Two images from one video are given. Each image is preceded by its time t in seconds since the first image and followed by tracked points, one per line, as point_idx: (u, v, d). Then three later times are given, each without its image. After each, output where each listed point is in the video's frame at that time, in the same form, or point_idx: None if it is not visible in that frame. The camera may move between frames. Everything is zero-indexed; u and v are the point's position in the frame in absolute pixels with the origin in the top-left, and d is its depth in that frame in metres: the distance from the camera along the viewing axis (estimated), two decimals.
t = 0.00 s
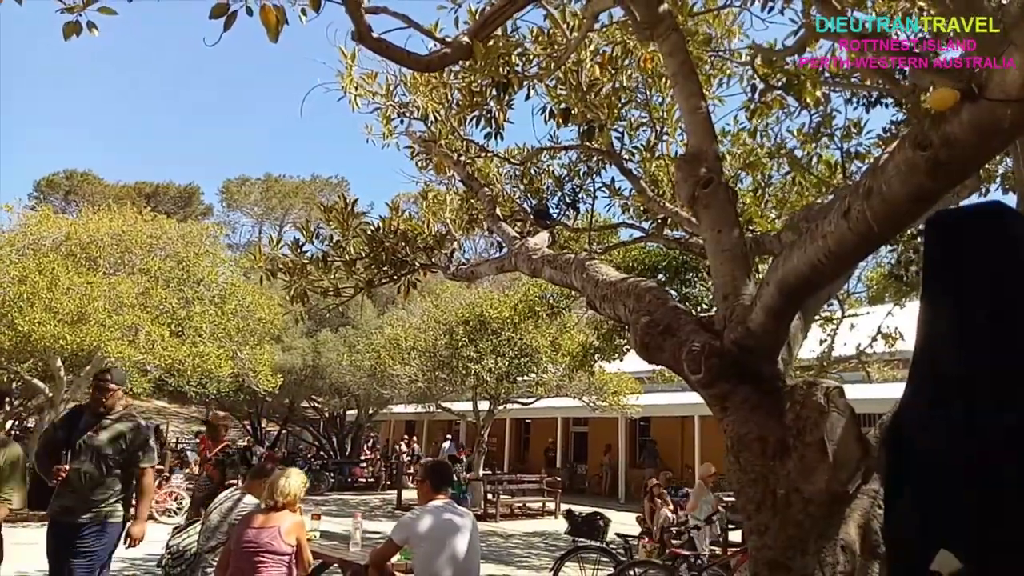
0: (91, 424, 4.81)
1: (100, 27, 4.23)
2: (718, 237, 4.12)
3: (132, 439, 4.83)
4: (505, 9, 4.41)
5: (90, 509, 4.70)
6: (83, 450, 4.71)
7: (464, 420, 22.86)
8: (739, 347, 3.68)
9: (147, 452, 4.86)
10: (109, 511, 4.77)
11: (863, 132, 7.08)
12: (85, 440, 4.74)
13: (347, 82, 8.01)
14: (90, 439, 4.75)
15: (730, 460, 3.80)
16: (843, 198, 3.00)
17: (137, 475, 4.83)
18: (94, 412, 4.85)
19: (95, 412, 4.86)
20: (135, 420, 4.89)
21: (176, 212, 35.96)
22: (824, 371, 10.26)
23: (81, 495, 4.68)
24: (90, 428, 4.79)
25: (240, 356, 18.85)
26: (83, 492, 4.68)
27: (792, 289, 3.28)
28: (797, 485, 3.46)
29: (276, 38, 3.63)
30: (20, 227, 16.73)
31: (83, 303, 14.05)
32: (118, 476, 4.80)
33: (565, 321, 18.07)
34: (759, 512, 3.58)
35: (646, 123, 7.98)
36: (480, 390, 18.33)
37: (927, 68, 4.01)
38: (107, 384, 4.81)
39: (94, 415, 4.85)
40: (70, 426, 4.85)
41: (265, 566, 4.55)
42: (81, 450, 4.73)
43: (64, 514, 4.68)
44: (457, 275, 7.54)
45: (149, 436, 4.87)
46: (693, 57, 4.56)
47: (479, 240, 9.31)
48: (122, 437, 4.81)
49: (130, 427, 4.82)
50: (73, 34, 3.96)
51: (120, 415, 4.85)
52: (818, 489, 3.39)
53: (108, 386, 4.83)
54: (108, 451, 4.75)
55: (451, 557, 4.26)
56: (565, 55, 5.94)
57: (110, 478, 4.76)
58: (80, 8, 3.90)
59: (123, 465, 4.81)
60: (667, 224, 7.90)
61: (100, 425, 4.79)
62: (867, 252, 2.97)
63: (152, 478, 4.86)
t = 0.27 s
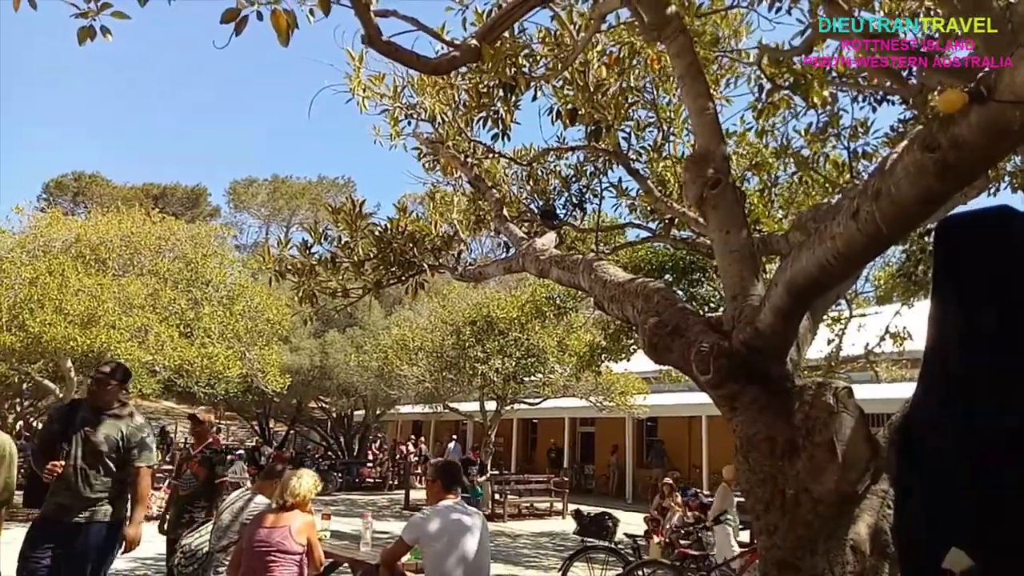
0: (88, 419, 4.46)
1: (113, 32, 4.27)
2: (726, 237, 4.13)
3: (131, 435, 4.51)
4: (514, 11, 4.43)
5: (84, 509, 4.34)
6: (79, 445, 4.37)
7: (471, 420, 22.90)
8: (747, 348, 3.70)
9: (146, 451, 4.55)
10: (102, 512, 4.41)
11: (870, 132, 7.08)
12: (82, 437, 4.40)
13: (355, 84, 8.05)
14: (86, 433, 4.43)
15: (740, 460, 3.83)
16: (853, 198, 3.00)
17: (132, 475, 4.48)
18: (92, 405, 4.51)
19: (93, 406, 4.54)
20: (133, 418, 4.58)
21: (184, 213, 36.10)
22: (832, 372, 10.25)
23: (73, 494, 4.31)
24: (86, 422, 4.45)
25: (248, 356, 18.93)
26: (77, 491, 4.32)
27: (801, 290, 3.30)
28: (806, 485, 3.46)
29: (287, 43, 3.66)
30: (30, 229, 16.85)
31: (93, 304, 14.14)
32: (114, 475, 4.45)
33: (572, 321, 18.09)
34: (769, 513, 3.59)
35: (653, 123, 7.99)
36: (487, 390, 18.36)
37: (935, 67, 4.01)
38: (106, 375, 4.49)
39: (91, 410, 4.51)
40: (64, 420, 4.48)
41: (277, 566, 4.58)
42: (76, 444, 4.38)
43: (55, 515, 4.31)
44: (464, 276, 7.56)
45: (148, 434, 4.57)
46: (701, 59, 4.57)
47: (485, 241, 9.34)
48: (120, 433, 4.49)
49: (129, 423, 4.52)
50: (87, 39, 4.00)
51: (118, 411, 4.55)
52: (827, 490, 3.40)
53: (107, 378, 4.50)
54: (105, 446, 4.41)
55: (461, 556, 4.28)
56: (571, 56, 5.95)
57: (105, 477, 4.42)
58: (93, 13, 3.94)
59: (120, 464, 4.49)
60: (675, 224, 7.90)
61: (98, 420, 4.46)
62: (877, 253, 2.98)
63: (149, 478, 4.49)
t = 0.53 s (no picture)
0: (92, 417, 3.97)
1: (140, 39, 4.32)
2: (747, 238, 4.13)
3: (139, 434, 3.98)
4: (533, 13, 4.44)
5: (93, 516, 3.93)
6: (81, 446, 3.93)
7: (490, 421, 22.94)
8: (769, 348, 3.70)
9: (158, 450, 4.00)
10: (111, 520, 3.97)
11: (891, 129, 7.03)
12: (86, 436, 3.93)
13: (374, 87, 8.10)
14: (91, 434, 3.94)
15: (761, 460, 3.82)
16: (875, 198, 2.99)
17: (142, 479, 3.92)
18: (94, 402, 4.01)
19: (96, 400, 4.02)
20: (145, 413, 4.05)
21: (205, 216, 36.43)
22: (854, 371, 10.19)
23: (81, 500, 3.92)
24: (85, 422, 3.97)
25: (269, 357, 19.08)
26: (84, 494, 3.91)
27: (823, 289, 3.29)
28: (829, 485, 3.48)
29: (310, 48, 3.70)
30: (56, 233, 17.11)
31: (119, 306, 14.34)
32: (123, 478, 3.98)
33: (591, 322, 18.07)
34: (792, 513, 3.60)
35: (672, 123, 7.98)
36: (506, 391, 18.38)
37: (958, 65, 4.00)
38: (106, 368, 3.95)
39: (95, 407, 4.00)
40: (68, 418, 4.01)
41: (303, 565, 4.63)
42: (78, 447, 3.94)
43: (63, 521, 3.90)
44: (484, 277, 7.58)
45: (156, 429, 4.02)
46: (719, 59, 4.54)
47: (503, 242, 9.35)
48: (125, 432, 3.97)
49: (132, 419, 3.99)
50: (115, 46, 4.06)
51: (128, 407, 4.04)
52: (851, 490, 3.41)
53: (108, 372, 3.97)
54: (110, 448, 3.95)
55: (484, 556, 4.31)
56: (590, 57, 5.94)
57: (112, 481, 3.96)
58: (121, 21, 3.99)
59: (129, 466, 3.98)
60: (694, 224, 7.88)
61: (101, 418, 3.95)
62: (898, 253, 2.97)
63: (159, 483, 3.93)
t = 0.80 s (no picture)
0: (99, 417, 4.34)
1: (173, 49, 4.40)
2: (773, 237, 4.11)
3: (142, 434, 4.35)
4: (557, 16, 4.45)
5: (95, 510, 4.22)
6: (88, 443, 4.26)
7: (516, 422, 22.97)
8: (797, 349, 3.67)
9: (162, 451, 4.36)
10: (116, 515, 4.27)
11: (921, 125, 6.95)
12: (95, 439, 4.27)
13: (399, 91, 8.17)
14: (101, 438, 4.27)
15: (791, 462, 3.79)
16: (904, 197, 2.97)
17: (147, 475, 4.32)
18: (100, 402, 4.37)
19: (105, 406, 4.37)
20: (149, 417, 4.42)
21: (234, 220, 36.85)
22: (885, 371, 10.07)
23: (82, 495, 4.22)
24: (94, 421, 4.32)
25: (298, 359, 19.26)
26: (88, 489, 4.23)
27: (850, 290, 3.27)
28: (859, 487, 3.47)
29: (337, 56, 3.74)
30: (89, 239, 17.46)
31: (152, 310, 14.56)
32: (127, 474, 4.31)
33: (616, 322, 18.03)
34: (821, 515, 3.59)
35: (697, 123, 7.95)
36: (531, 392, 18.39)
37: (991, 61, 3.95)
38: (114, 373, 4.33)
39: (101, 408, 4.38)
40: (78, 420, 4.42)
41: (334, 564, 4.68)
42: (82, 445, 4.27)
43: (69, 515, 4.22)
44: (509, 279, 7.60)
45: (162, 431, 4.38)
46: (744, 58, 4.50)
47: (528, 244, 9.36)
48: (129, 430, 4.33)
49: (140, 422, 4.34)
50: (148, 56, 4.15)
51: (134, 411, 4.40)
52: (881, 491, 3.40)
53: (114, 375, 4.34)
54: (114, 446, 4.28)
55: (512, 556, 4.32)
56: (614, 58, 5.94)
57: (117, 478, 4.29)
58: (153, 30, 4.07)
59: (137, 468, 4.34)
60: (720, 224, 7.85)
61: (106, 418, 4.32)
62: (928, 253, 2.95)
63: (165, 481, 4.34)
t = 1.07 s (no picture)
0: (114, 416, 3.54)
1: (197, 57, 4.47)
2: (795, 238, 4.09)
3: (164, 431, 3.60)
4: (576, 18, 4.46)
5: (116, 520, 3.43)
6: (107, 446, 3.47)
7: (538, 424, 22.98)
8: (818, 350, 3.66)
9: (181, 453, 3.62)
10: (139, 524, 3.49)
11: (948, 122, 6.88)
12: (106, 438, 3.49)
13: (419, 95, 8.22)
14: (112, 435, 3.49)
15: (813, 463, 3.78)
16: (927, 196, 2.96)
17: (170, 479, 3.58)
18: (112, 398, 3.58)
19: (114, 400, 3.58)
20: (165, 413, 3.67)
21: (258, 224, 37.20)
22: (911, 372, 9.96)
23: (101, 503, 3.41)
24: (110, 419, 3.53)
25: (321, 361, 19.40)
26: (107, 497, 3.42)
27: (873, 290, 3.25)
28: (883, 488, 3.44)
29: (358, 62, 3.78)
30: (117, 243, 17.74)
31: (178, 313, 14.84)
32: (152, 480, 3.58)
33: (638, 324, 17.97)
34: (844, 517, 3.56)
35: (718, 123, 7.92)
36: (553, 393, 18.39)
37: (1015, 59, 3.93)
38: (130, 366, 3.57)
39: (115, 405, 3.58)
40: (85, 418, 3.55)
41: (356, 564, 4.72)
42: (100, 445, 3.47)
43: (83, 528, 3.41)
44: (530, 281, 7.61)
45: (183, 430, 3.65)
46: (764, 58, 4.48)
47: (548, 245, 9.35)
48: (148, 429, 3.57)
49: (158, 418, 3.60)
50: (173, 65, 4.21)
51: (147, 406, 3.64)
52: (905, 493, 3.37)
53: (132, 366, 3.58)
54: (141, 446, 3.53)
55: (533, 557, 4.35)
56: (634, 60, 5.94)
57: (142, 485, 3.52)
58: (178, 41, 4.15)
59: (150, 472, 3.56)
60: (742, 224, 7.81)
61: (124, 416, 3.54)
62: (951, 252, 2.93)
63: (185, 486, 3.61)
